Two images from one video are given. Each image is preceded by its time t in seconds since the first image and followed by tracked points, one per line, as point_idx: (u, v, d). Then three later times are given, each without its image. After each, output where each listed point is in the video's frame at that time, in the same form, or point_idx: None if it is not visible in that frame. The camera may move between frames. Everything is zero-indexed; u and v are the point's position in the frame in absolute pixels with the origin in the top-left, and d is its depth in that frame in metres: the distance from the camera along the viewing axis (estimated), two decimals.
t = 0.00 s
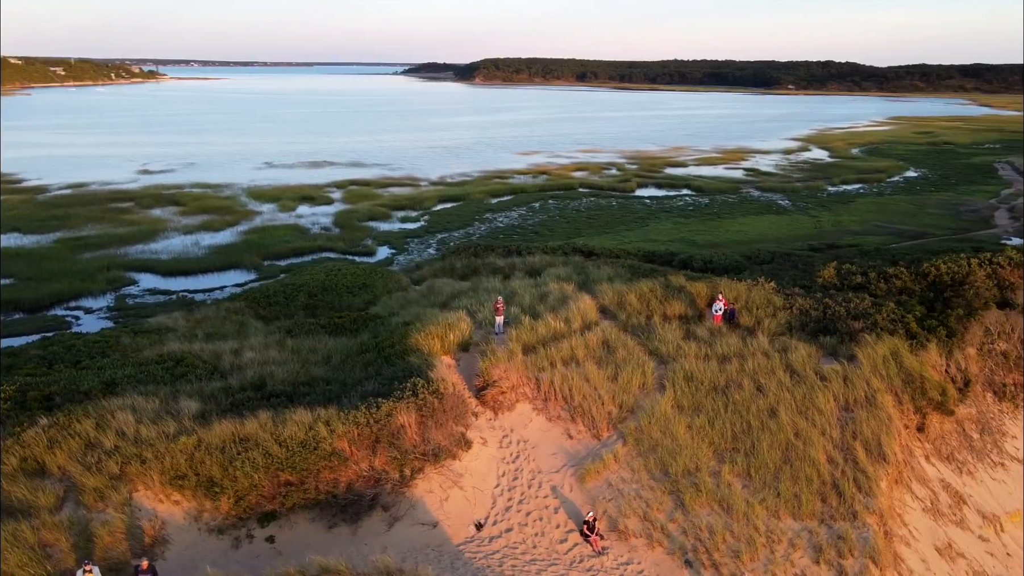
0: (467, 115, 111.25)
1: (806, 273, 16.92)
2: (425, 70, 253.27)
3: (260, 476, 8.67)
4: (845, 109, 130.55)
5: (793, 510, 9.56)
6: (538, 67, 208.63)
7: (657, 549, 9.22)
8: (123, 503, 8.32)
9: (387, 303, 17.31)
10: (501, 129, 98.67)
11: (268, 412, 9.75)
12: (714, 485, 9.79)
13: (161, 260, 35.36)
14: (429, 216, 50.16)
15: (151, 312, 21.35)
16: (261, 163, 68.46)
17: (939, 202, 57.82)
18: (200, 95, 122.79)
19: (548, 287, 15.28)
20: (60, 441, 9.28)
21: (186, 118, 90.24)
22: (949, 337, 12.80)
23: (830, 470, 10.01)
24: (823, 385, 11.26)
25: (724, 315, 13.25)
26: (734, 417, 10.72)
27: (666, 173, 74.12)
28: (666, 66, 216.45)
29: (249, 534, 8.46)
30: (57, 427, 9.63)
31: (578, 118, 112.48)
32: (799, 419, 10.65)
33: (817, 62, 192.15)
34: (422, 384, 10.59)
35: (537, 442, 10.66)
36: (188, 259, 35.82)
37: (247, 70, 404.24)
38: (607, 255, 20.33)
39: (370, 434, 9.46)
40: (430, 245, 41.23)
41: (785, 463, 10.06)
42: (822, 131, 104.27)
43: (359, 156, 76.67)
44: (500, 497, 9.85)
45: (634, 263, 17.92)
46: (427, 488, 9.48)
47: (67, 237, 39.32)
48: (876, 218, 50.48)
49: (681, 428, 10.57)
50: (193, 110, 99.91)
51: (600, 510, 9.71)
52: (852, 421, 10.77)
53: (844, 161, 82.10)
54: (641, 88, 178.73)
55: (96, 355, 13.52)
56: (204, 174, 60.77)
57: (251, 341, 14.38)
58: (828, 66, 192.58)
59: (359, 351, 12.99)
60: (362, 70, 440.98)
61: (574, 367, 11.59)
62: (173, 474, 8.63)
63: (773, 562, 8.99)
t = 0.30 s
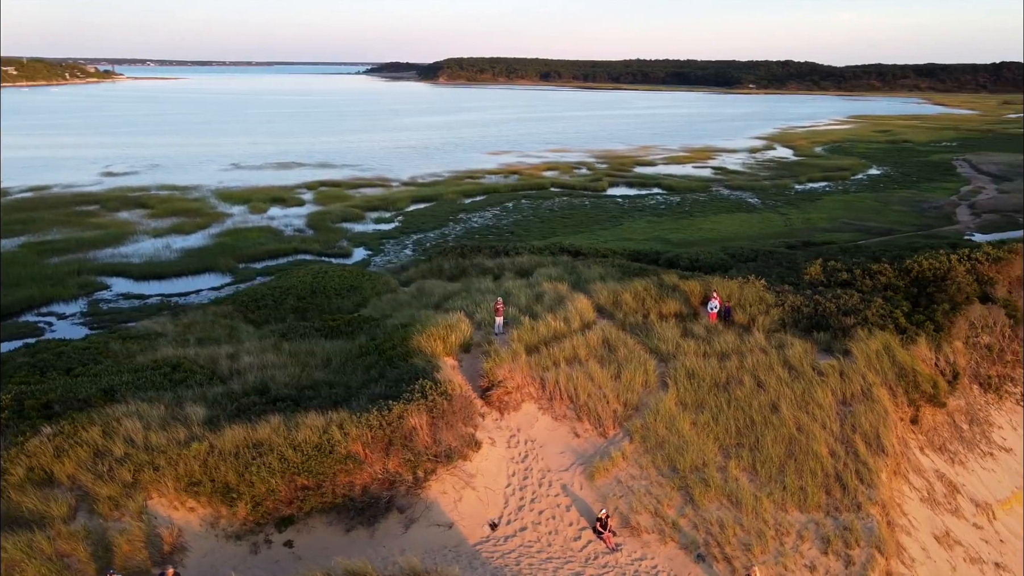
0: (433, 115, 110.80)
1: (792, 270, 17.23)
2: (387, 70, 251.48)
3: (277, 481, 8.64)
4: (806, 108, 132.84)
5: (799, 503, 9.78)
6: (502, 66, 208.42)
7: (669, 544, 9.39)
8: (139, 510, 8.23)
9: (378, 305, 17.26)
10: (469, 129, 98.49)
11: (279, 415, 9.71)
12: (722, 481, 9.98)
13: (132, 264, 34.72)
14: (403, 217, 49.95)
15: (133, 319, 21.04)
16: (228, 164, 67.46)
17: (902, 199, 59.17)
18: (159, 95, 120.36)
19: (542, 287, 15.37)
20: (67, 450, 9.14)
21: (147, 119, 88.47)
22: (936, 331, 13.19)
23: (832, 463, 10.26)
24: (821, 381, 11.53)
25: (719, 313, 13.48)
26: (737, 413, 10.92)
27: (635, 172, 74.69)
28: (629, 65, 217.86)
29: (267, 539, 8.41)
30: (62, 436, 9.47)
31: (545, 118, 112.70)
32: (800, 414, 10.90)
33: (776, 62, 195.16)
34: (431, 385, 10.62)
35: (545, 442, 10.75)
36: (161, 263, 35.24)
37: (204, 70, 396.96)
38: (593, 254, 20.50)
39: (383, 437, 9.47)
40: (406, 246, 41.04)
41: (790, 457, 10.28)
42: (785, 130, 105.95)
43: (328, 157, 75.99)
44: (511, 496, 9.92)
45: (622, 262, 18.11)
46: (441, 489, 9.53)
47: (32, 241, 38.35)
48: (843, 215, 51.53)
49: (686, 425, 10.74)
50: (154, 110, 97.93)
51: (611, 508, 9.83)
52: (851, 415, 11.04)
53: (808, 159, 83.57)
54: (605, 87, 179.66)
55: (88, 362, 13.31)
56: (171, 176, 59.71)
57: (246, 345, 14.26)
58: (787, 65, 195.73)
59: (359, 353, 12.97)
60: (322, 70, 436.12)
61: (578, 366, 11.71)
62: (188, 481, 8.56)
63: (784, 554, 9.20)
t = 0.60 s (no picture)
0: (400, 115, 110.18)
1: (779, 267, 17.56)
2: (348, 70, 249.00)
3: (294, 486, 8.60)
4: (768, 107, 134.89)
5: (805, 496, 10.00)
6: (465, 66, 207.91)
7: (681, 539, 9.55)
8: (156, 519, 8.14)
9: (369, 308, 17.21)
10: (436, 129, 98.14)
11: (290, 420, 9.65)
12: (729, 475, 10.17)
13: (102, 268, 34.08)
14: (377, 218, 49.69)
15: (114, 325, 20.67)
16: (194, 166, 66.36)
17: (867, 196, 60.46)
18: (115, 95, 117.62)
19: (536, 287, 15.47)
20: (76, 459, 9.00)
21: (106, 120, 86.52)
22: (924, 326, 13.57)
23: (834, 456, 10.51)
24: (817, 375, 11.80)
25: (714, 311, 13.70)
26: (739, 409, 11.12)
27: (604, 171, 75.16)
28: (591, 65, 218.87)
29: (286, 544, 8.36)
30: (68, 444, 9.32)
31: (512, 118, 112.77)
32: (800, 409, 11.14)
33: (736, 62, 197.84)
34: (439, 387, 10.63)
35: (552, 440, 10.84)
36: (132, 266, 34.65)
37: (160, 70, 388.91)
38: (580, 254, 20.66)
39: (397, 438, 9.49)
40: (382, 247, 40.82)
41: (793, 451, 10.51)
42: (749, 129, 107.50)
43: (295, 158, 75.21)
44: (523, 495, 9.99)
45: (611, 262, 18.28)
46: (455, 489, 9.57)
47: None
48: (812, 213, 52.51)
49: (690, 421, 10.91)
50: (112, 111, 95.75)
51: (622, 504, 9.96)
52: (849, 409, 11.31)
53: (773, 158, 84.87)
54: (569, 87, 180.32)
55: (80, 369, 13.08)
56: (135, 178, 58.55)
57: (241, 349, 14.13)
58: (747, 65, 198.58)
59: (358, 356, 12.94)
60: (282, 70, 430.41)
61: (580, 365, 11.82)
62: (204, 487, 8.49)
63: (793, 547, 9.41)
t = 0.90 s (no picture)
0: (365, 116, 109.35)
1: (765, 265, 17.86)
2: (307, 70, 245.76)
3: (313, 490, 8.58)
4: (730, 106, 136.74)
5: (809, 489, 10.24)
6: (427, 66, 206.80)
7: (691, 534, 9.71)
8: (174, 527, 8.07)
9: (360, 310, 17.13)
10: (404, 129, 97.67)
11: (300, 425, 9.62)
12: (735, 470, 10.37)
13: (71, 272, 33.31)
14: (350, 219, 49.34)
15: (92, 332, 20.20)
16: (158, 168, 65.09)
17: (832, 194, 61.68)
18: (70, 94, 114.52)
19: (530, 288, 15.55)
20: (86, 468, 8.88)
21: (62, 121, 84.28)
22: (912, 321, 13.94)
23: (835, 449, 10.77)
24: (813, 370, 12.07)
25: (708, 309, 13.92)
26: (740, 405, 11.33)
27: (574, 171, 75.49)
28: (554, 64, 219.44)
29: (305, 549, 8.34)
30: (75, 453, 9.17)
31: (478, 117, 112.66)
32: (800, 404, 11.39)
33: (697, 62, 200.25)
34: (447, 388, 10.66)
35: (559, 440, 10.93)
36: (102, 271, 33.91)
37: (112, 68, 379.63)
38: (566, 254, 20.80)
39: (411, 440, 9.51)
40: (357, 249, 40.53)
41: (795, 445, 10.75)
42: (713, 128, 108.87)
43: (262, 159, 74.24)
44: (535, 494, 10.08)
45: (600, 262, 18.45)
46: (467, 490, 9.61)
47: None
48: (780, 211, 53.47)
49: (694, 418, 11.09)
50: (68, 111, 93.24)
51: (632, 501, 10.09)
52: (845, 403, 11.60)
53: (739, 156, 86.06)
54: (533, 86, 180.53)
55: (74, 376, 12.86)
56: (98, 180, 57.22)
57: (237, 353, 14.00)
58: (708, 65, 201.08)
59: (358, 359, 12.90)
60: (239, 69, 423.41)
61: (584, 364, 11.94)
62: (221, 494, 8.43)
63: (800, 538, 9.63)
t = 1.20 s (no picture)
0: (330, 116, 108.35)
1: (751, 263, 18.17)
2: (264, 69, 242.08)
3: (331, 493, 8.56)
4: (693, 105, 138.37)
5: (812, 481, 10.48)
6: (389, 65, 205.53)
7: (701, 528, 9.88)
8: (193, 534, 8.01)
9: (351, 312, 17.04)
10: (370, 128, 97.01)
11: (312, 429, 9.59)
12: (740, 465, 10.57)
13: (39, 278, 32.51)
14: (322, 221, 48.94)
15: (71, 339, 19.81)
16: (121, 170, 63.71)
17: (798, 191, 62.84)
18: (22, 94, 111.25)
19: (524, 288, 15.63)
20: (97, 476, 8.75)
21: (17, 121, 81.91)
22: (898, 316, 14.33)
23: (834, 442, 11.04)
24: (809, 365, 12.34)
25: (702, 307, 14.13)
26: (742, 401, 11.55)
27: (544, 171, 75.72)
28: (516, 63, 219.70)
29: (326, 553, 8.32)
30: (85, 462, 9.02)
31: (444, 117, 112.38)
32: (798, 399, 11.64)
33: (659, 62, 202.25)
34: (456, 390, 10.69)
35: (565, 439, 11.03)
36: (71, 275, 33.17)
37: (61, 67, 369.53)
38: (553, 253, 20.92)
39: (425, 442, 9.54)
40: (332, 251, 40.22)
41: (796, 439, 11.00)
42: (677, 127, 110.03)
43: (228, 160, 73.17)
44: (546, 493, 10.16)
45: (588, 261, 18.59)
46: (481, 490, 9.65)
47: None
48: (749, 209, 54.36)
49: (696, 414, 11.28)
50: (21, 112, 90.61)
51: (641, 498, 10.24)
52: (841, 397, 11.89)
53: (705, 155, 87.15)
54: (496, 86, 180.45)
55: (67, 383, 12.63)
56: (60, 182, 55.78)
57: (232, 358, 13.87)
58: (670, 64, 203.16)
59: (358, 361, 12.87)
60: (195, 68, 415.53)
61: (586, 363, 12.08)
62: (239, 500, 8.38)
63: (807, 530, 9.87)
